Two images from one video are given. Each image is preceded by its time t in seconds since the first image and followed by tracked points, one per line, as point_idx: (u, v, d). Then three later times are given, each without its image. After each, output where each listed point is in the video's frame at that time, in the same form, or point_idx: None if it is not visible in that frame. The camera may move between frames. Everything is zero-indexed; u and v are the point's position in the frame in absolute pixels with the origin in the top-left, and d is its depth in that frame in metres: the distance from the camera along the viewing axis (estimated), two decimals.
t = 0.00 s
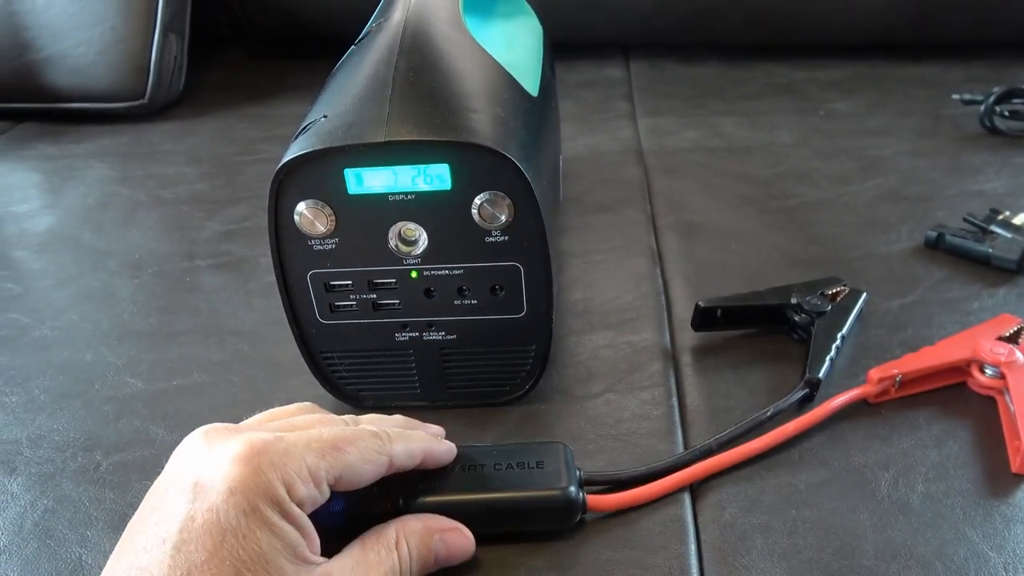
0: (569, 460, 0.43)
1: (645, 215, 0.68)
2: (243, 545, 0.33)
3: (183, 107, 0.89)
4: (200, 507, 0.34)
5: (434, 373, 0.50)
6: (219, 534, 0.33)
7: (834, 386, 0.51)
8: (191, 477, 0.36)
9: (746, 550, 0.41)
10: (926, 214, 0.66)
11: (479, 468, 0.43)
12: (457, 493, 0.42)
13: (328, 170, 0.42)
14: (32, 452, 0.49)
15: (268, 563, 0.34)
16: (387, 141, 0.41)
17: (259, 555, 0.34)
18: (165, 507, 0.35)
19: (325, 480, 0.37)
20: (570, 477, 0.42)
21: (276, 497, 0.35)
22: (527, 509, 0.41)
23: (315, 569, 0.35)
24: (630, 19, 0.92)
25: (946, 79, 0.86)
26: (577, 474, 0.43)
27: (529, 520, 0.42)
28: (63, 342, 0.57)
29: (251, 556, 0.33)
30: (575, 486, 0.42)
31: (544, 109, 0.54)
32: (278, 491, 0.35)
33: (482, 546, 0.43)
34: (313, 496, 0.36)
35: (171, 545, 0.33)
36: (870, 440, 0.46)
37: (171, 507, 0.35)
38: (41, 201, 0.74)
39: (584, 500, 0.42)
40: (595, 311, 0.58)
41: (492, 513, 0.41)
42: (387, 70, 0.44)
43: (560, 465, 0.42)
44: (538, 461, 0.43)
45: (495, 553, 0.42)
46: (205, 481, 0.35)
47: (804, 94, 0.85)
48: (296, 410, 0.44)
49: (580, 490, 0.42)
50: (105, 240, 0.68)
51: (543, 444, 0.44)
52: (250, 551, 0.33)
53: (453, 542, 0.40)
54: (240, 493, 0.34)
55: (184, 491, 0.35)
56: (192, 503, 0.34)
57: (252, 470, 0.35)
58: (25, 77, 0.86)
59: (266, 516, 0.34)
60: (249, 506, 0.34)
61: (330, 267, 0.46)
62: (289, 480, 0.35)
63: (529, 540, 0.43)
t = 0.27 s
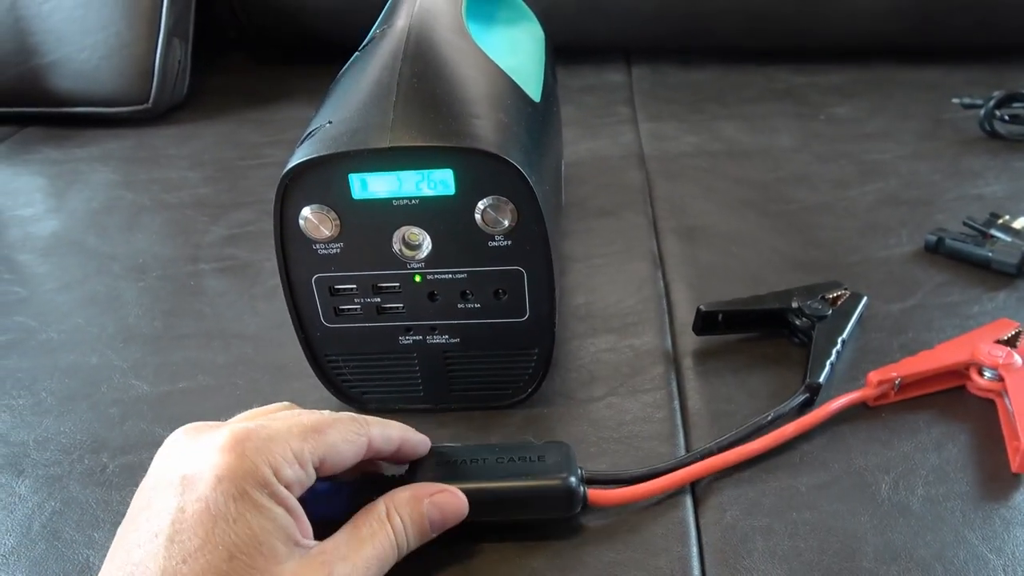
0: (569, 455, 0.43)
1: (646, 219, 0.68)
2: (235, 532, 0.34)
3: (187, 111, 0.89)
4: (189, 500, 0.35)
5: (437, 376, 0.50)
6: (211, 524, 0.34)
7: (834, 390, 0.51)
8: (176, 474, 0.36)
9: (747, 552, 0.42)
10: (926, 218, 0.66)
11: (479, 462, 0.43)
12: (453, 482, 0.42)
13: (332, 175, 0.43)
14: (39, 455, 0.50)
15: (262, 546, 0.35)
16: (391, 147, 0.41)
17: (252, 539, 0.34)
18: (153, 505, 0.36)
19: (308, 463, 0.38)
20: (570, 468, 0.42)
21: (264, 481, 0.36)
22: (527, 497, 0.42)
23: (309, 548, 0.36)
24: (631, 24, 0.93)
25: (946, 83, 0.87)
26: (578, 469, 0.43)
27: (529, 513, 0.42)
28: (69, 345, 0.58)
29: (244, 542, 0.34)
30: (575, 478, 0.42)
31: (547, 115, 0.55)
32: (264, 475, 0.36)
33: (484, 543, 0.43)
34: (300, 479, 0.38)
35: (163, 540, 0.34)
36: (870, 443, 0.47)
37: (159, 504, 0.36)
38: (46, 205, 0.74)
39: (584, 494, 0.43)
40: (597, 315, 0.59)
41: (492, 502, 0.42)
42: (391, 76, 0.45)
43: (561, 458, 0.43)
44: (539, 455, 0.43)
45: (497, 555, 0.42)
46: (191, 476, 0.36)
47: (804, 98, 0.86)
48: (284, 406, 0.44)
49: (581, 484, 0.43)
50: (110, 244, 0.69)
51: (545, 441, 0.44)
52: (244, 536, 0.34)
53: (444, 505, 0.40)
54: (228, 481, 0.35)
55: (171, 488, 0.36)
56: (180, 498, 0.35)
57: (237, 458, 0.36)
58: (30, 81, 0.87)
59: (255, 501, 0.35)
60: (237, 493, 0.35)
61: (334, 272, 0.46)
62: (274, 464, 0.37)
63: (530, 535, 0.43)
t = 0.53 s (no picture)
0: (577, 464, 0.44)
1: (652, 227, 0.69)
2: (227, 518, 0.35)
3: (196, 117, 0.90)
4: (178, 494, 0.36)
5: (447, 382, 0.51)
6: (201, 511, 0.35)
7: (838, 398, 0.52)
8: (158, 476, 0.37)
9: (753, 557, 0.42)
10: (929, 228, 0.67)
11: (488, 472, 0.44)
12: (461, 494, 0.43)
13: (346, 184, 0.44)
14: (53, 457, 0.50)
15: (253, 534, 0.35)
16: (405, 157, 0.42)
17: (244, 526, 0.35)
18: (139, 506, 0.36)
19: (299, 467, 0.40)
20: (579, 480, 0.43)
21: (254, 476, 0.37)
22: (535, 509, 0.42)
23: (300, 542, 0.37)
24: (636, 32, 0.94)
25: (949, 93, 0.88)
26: (586, 479, 0.44)
27: (538, 521, 0.43)
28: (82, 349, 0.58)
29: (237, 526, 0.35)
30: (584, 490, 0.43)
31: (555, 124, 0.55)
32: (256, 471, 0.37)
33: (492, 548, 0.44)
34: (291, 478, 0.39)
35: (153, 531, 0.34)
36: (874, 451, 0.47)
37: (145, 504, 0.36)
38: (57, 209, 0.75)
39: (592, 503, 0.43)
40: (603, 322, 0.59)
41: (499, 514, 0.42)
42: (404, 87, 0.45)
43: (569, 468, 0.43)
44: (548, 465, 0.44)
45: (506, 559, 0.43)
46: (179, 474, 0.36)
47: (808, 108, 0.86)
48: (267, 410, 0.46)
49: (589, 493, 0.43)
50: (121, 248, 0.69)
51: (553, 449, 0.45)
52: (236, 523, 0.35)
53: (433, 516, 0.41)
54: (218, 473, 0.36)
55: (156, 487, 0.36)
56: (166, 494, 0.36)
57: (224, 454, 0.37)
58: (41, 86, 0.88)
59: (246, 492, 0.36)
60: (228, 485, 0.36)
61: (346, 278, 0.47)
62: (264, 459, 0.38)
63: (538, 541, 0.44)
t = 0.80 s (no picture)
0: (579, 463, 0.44)
1: (653, 231, 0.69)
2: (72, 322, 0.37)
3: (201, 120, 0.91)
4: (19, 319, 0.37)
5: (449, 383, 0.51)
6: (44, 339, 0.36)
7: (837, 400, 0.52)
8: None
9: (752, 556, 0.43)
10: (928, 234, 0.68)
11: (490, 469, 0.44)
12: (465, 489, 0.43)
13: (353, 187, 0.44)
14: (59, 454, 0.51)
15: (97, 318, 0.37)
16: (410, 160, 0.43)
17: (88, 321, 0.37)
18: None
19: (138, 255, 0.42)
20: (580, 478, 0.44)
21: (100, 282, 0.39)
22: (537, 507, 0.43)
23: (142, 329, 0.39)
24: (638, 39, 0.95)
25: (949, 101, 0.88)
26: (586, 478, 0.44)
27: (540, 519, 0.43)
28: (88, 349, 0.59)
29: (86, 331, 0.37)
30: (584, 488, 0.43)
31: (558, 129, 0.56)
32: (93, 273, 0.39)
33: (491, 546, 0.44)
34: (121, 260, 0.41)
35: None
36: (872, 452, 0.48)
37: None
38: (64, 211, 0.76)
39: (593, 502, 0.44)
40: (605, 324, 0.60)
41: (501, 510, 0.43)
42: (410, 91, 0.46)
43: (571, 467, 0.44)
44: (549, 463, 0.44)
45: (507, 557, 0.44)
46: (13, 305, 0.38)
47: (809, 114, 0.87)
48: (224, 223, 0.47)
49: (590, 492, 0.44)
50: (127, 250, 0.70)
51: (555, 449, 0.46)
52: (78, 316, 0.37)
53: (257, 258, 0.44)
54: (58, 292, 0.38)
55: None
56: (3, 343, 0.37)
57: (55, 266, 0.38)
58: (48, 90, 0.88)
59: (88, 284, 0.38)
60: (68, 289, 0.38)
61: (351, 279, 0.48)
62: (94, 259, 0.39)
63: (540, 540, 0.44)
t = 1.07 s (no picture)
0: (579, 458, 0.45)
1: (654, 230, 0.70)
2: (206, 134, 0.37)
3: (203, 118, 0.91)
4: (180, 89, 0.38)
5: (449, 378, 0.51)
6: (184, 114, 0.37)
7: (837, 399, 0.52)
8: (165, 70, 0.40)
9: (751, 552, 0.43)
10: (929, 235, 0.68)
11: (491, 463, 0.44)
12: (465, 484, 0.43)
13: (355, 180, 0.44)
14: (60, 447, 0.51)
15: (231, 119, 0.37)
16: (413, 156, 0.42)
17: (219, 143, 0.37)
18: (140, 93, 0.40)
19: (289, 82, 0.41)
20: (580, 473, 0.44)
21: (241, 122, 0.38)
22: (538, 501, 0.43)
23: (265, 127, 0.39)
24: (640, 40, 0.95)
25: (950, 104, 0.88)
26: (587, 473, 0.44)
27: (540, 513, 0.43)
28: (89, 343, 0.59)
29: (210, 146, 0.36)
30: (585, 483, 0.43)
31: (560, 127, 0.56)
32: (240, 79, 0.39)
33: (490, 539, 0.44)
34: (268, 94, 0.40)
35: (142, 115, 0.38)
36: (872, 450, 0.48)
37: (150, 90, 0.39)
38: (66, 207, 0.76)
39: (593, 497, 0.44)
40: (605, 322, 0.60)
41: (501, 504, 0.43)
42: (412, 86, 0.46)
43: (570, 462, 0.44)
44: (549, 458, 0.44)
45: (507, 551, 0.44)
46: (177, 73, 0.39)
47: (810, 116, 0.87)
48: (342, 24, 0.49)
49: (590, 487, 0.44)
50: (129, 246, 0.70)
51: (555, 444, 0.46)
52: (217, 112, 0.37)
53: (410, 142, 0.40)
54: (205, 80, 0.38)
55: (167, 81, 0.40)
56: (165, 90, 0.39)
57: (201, 80, 0.38)
58: (51, 87, 0.89)
59: (232, 110, 0.38)
60: (218, 104, 0.38)
61: (353, 273, 0.48)
62: (249, 76, 0.39)
63: (541, 535, 0.44)
